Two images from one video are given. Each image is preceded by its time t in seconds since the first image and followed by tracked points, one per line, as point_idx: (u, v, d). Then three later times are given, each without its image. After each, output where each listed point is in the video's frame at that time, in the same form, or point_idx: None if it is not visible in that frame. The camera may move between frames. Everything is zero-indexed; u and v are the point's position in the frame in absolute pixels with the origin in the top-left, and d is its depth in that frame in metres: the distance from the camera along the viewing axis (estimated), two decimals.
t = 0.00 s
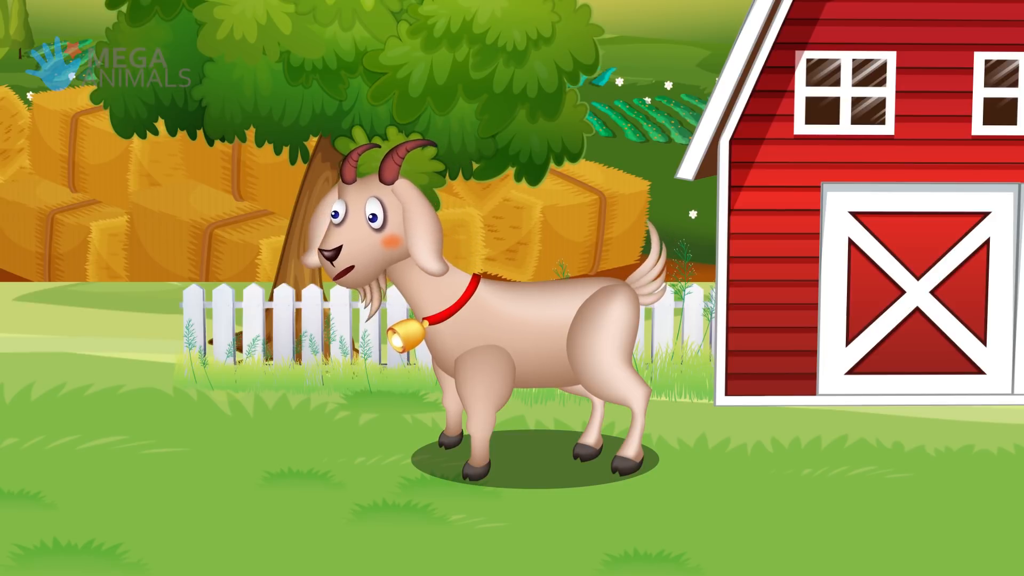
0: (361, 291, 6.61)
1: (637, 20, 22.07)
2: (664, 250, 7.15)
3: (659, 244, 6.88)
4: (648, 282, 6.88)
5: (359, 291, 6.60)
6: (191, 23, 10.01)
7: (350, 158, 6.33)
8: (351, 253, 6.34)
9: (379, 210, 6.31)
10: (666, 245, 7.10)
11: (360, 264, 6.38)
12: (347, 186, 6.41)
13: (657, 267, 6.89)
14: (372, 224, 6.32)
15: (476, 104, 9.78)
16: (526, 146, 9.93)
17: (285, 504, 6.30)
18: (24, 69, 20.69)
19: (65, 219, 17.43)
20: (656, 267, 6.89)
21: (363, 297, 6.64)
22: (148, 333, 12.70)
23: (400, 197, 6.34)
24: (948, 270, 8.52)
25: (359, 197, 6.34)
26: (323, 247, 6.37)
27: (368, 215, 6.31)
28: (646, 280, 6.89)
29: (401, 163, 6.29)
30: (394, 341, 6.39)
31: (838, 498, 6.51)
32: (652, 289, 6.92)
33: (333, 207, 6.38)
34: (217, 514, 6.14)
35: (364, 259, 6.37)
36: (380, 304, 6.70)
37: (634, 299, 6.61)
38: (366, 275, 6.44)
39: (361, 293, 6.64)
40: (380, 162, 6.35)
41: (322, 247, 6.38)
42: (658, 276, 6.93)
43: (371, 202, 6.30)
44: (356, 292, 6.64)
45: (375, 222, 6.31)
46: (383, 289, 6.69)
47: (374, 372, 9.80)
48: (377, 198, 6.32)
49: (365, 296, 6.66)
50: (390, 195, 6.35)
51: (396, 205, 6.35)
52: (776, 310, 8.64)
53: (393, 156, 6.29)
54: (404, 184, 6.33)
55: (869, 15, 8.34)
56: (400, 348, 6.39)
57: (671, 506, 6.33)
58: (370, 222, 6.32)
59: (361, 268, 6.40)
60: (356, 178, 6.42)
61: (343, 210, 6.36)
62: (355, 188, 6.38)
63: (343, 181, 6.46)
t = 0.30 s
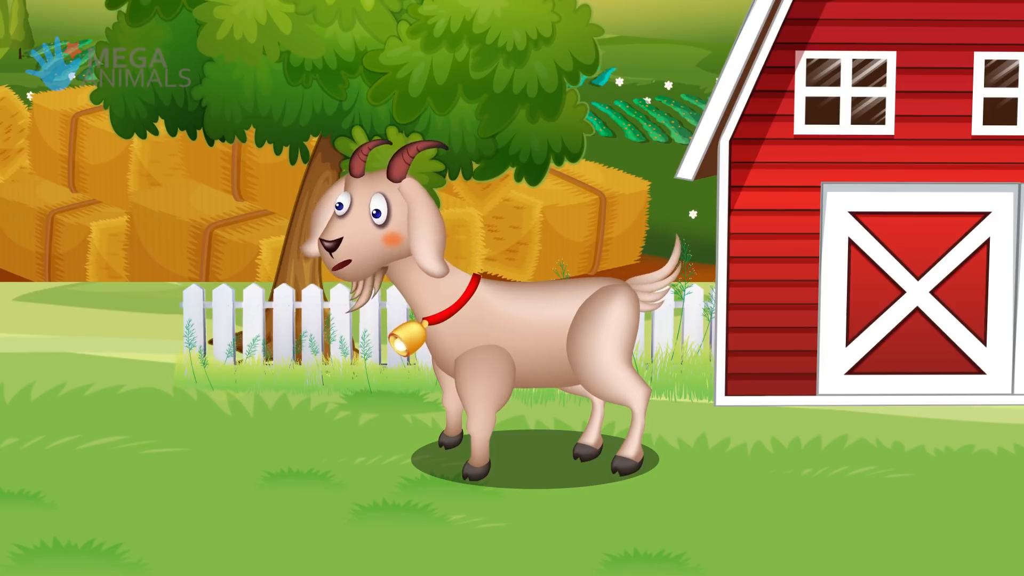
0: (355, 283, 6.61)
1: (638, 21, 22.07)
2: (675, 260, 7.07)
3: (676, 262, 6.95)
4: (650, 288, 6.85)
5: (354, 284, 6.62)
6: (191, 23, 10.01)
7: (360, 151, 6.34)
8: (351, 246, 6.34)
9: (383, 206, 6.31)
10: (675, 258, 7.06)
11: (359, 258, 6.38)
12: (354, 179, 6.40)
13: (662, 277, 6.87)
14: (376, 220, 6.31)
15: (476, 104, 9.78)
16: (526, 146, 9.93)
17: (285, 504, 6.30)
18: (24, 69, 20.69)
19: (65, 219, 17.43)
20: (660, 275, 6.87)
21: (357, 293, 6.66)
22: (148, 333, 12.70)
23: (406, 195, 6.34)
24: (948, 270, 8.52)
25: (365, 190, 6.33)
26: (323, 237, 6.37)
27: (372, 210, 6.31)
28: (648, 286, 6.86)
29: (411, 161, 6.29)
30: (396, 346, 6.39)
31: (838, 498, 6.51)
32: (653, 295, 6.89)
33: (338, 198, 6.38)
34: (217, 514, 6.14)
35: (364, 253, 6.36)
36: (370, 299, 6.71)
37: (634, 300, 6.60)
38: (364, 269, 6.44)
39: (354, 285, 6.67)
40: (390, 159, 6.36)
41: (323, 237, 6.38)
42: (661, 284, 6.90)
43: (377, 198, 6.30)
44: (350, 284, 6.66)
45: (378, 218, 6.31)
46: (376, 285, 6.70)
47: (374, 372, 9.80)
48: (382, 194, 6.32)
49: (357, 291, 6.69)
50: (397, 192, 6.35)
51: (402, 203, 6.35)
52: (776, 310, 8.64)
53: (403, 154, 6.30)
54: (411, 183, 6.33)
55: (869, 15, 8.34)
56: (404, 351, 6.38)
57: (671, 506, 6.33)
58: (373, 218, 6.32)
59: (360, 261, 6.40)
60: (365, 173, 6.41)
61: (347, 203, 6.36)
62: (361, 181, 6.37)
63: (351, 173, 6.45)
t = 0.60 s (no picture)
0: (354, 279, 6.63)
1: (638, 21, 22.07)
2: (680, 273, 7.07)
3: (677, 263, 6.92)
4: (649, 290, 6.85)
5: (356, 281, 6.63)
6: (191, 23, 10.01)
7: (367, 149, 6.34)
8: (352, 242, 6.36)
9: (386, 204, 6.32)
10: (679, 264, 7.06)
11: (359, 255, 6.40)
12: (359, 176, 6.42)
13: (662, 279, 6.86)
14: (378, 218, 6.33)
15: (476, 104, 9.78)
16: (526, 146, 9.93)
17: (285, 504, 6.30)
18: (24, 69, 20.69)
19: (64, 219, 17.42)
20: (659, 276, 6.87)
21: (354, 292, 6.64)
22: (148, 333, 12.70)
23: (408, 195, 6.33)
24: (948, 270, 8.52)
25: (370, 188, 6.37)
26: (326, 232, 6.42)
27: (375, 208, 6.34)
28: (648, 287, 6.86)
29: (417, 162, 6.27)
30: (401, 352, 6.36)
31: (838, 499, 6.51)
32: (653, 297, 6.89)
33: (343, 194, 6.43)
34: (217, 514, 6.14)
35: (365, 250, 6.39)
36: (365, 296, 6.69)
37: (634, 300, 6.60)
38: (364, 266, 6.46)
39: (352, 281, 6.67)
40: (397, 159, 6.33)
41: (326, 232, 6.42)
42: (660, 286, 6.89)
43: (380, 196, 6.33)
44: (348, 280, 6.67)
45: (381, 216, 6.33)
46: (373, 284, 6.68)
47: (374, 372, 9.80)
48: (386, 193, 6.34)
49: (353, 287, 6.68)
50: (401, 192, 6.36)
51: (405, 203, 6.36)
52: (776, 309, 8.64)
53: (410, 155, 6.27)
54: (415, 184, 6.30)
55: (869, 15, 8.34)
56: (410, 355, 6.36)
57: (671, 506, 6.33)
58: (376, 216, 6.34)
59: (360, 259, 6.41)
60: (371, 171, 6.43)
61: (351, 199, 6.40)
62: (367, 179, 6.41)
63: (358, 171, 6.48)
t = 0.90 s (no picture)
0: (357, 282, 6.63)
1: (638, 21, 22.08)
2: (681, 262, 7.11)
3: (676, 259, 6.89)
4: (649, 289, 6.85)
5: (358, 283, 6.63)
6: (191, 23, 10.01)
7: (364, 151, 6.33)
8: (352, 245, 6.37)
9: (385, 206, 6.33)
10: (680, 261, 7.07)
11: (360, 258, 6.41)
12: (356, 179, 6.41)
13: (662, 275, 6.86)
14: (378, 220, 6.34)
15: (476, 104, 9.78)
16: (526, 146, 9.93)
17: (285, 504, 6.30)
18: (24, 69, 20.69)
19: (64, 219, 17.42)
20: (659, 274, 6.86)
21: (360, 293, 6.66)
22: (148, 333, 12.70)
23: (406, 196, 6.31)
24: (948, 270, 8.52)
25: (368, 190, 6.35)
26: (325, 236, 6.42)
27: (374, 210, 6.34)
28: (647, 287, 6.87)
29: (413, 163, 6.26)
30: (408, 357, 6.43)
31: (838, 499, 6.51)
32: (653, 295, 6.89)
33: (341, 197, 6.41)
34: (217, 514, 6.14)
35: (366, 252, 6.40)
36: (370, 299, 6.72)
37: (634, 300, 6.60)
38: (366, 268, 6.47)
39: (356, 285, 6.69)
40: (393, 160, 6.31)
41: (326, 236, 6.43)
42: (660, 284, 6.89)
43: (379, 197, 6.33)
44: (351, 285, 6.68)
45: (380, 218, 6.34)
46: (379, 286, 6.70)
47: (374, 372, 9.80)
48: (385, 194, 6.34)
49: (359, 292, 6.70)
50: (399, 193, 6.36)
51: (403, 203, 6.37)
52: (776, 310, 8.64)
53: (406, 156, 6.26)
54: (413, 184, 6.29)
55: (869, 15, 8.34)
56: (418, 358, 6.42)
57: (671, 506, 6.33)
58: (375, 217, 6.34)
59: (361, 261, 6.42)
60: (368, 173, 6.41)
61: (350, 202, 6.39)
62: (364, 181, 6.39)
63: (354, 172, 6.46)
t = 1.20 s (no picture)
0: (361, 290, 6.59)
1: (638, 21, 22.08)
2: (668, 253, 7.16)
3: (666, 246, 6.89)
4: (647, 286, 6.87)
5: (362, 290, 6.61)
6: (191, 23, 10.01)
7: (353, 158, 6.33)
8: (352, 252, 6.36)
9: (381, 210, 6.32)
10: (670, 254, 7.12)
11: (359, 265, 6.39)
12: (350, 186, 6.42)
13: (658, 267, 6.87)
14: (374, 224, 6.33)
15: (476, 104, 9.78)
16: (526, 146, 9.93)
17: (285, 504, 6.30)
18: (24, 69, 20.69)
19: (65, 219, 17.42)
20: (656, 267, 6.88)
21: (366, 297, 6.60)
22: (148, 333, 12.70)
23: (401, 198, 6.33)
24: (948, 270, 8.52)
25: (362, 196, 6.35)
26: (324, 246, 6.40)
27: (370, 215, 6.33)
28: (645, 284, 6.89)
29: (404, 164, 6.28)
30: (413, 359, 6.42)
31: (837, 499, 6.51)
32: (653, 290, 6.90)
33: (336, 206, 6.42)
34: (217, 514, 6.14)
35: (365, 258, 6.38)
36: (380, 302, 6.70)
37: (634, 299, 6.60)
38: (367, 275, 6.45)
39: (362, 292, 6.65)
40: (384, 163, 6.35)
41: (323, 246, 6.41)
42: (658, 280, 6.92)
43: (374, 202, 6.32)
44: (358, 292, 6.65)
45: (376, 222, 6.32)
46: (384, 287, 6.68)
47: (374, 372, 9.80)
48: (379, 198, 6.33)
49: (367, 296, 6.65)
50: (394, 195, 6.35)
51: (398, 206, 6.35)
52: (776, 310, 8.64)
53: (397, 157, 6.29)
54: (407, 185, 6.33)
55: (869, 15, 8.34)
56: (422, 359, 6.42)
57: (671, 506, 6.33)
58: (372, 222, 6.33)
59: (362, 267, 6.41)
60: (360, 178, 6.41)
61: (345, 210, 6.39)
62: (358, 187, 6.39)
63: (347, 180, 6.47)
